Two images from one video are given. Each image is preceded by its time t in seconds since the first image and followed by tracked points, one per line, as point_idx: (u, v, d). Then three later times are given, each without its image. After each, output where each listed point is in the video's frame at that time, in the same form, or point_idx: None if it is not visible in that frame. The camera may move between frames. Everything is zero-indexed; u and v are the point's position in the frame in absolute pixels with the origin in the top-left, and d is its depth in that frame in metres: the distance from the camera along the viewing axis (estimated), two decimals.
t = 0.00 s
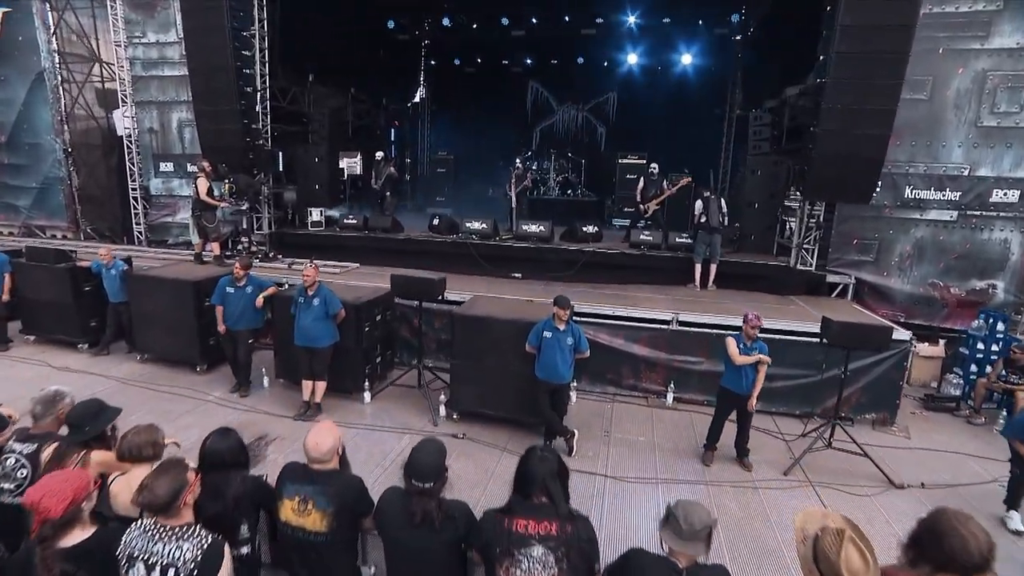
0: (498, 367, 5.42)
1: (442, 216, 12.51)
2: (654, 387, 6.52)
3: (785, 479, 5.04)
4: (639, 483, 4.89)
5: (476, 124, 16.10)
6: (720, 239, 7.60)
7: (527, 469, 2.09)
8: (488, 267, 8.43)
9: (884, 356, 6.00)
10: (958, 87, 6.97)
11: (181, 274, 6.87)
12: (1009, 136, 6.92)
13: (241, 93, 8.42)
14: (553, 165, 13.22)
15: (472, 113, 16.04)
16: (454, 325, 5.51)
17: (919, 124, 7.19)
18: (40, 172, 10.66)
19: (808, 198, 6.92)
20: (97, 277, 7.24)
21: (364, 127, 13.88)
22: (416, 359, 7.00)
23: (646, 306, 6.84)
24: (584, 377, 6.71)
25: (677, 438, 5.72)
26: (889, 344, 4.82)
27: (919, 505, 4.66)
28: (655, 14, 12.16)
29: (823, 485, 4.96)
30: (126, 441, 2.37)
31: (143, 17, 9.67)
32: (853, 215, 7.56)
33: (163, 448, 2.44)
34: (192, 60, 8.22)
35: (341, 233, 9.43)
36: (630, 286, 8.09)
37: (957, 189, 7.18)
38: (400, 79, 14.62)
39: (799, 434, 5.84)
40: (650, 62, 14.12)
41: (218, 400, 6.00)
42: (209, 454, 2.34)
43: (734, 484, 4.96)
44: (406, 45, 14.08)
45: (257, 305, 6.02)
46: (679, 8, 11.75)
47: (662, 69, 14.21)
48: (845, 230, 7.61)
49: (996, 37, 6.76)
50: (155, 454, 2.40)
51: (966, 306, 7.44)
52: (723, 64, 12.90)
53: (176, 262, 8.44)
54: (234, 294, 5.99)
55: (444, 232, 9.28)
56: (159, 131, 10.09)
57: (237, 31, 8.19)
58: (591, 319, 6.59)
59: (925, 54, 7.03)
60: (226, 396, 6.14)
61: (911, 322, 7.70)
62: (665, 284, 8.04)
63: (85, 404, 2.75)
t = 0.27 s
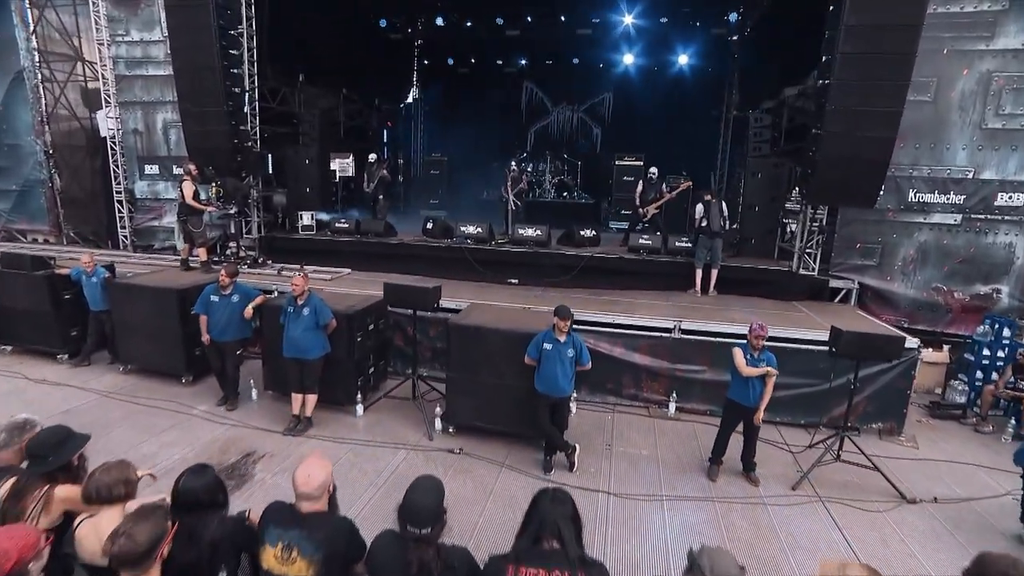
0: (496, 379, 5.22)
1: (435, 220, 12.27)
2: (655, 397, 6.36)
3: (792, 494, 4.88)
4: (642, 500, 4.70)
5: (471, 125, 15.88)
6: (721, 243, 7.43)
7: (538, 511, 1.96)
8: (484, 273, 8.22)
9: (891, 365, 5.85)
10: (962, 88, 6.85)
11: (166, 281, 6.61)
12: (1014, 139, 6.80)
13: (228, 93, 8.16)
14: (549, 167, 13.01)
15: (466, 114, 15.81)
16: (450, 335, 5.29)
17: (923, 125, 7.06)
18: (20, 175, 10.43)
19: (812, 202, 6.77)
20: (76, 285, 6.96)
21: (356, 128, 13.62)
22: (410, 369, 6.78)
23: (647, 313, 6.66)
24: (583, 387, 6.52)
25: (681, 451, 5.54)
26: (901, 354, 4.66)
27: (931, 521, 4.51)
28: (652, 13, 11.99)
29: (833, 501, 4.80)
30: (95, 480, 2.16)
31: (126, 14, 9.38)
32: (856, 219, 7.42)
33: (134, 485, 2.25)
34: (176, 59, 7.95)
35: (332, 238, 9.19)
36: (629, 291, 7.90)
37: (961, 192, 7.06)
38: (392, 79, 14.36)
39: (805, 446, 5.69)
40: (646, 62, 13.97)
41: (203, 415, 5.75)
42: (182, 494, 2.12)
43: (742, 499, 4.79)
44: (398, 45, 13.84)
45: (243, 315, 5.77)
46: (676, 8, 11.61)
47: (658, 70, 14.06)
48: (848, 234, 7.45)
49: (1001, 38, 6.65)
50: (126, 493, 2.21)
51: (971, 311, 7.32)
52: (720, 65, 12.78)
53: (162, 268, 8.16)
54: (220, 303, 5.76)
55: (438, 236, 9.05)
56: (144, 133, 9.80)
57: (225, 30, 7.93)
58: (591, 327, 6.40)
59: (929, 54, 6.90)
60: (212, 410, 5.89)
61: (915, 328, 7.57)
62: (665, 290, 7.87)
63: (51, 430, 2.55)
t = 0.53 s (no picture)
0: (493, 396, 5.00)
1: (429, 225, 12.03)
2: (656, 410, 6.16)
3: (802, 514, 4.68)
4: (646, 522, 4.49)
5: (465, 127, 15.65)
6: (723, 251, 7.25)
7: None
8: (479, 280, 7.98)
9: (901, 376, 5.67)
10: (968, 92, 6.72)
11: (148, 292, 6.31)
12: (1021, 144, 6.68)
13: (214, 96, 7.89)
14: (544, 171, 12.84)
15: (460, 116, 15.57)
16: (444, 350, 5.06)
17: (929, 130, 6.92)
18: None
19: (816, 208, 6.60)
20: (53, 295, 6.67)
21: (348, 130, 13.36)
22: (403, 382, 6.54)
23: (648, 323, 6.46)
24: (582, 400, 6.30)
25: (685, 468, 5.34)
26: (915, 369, 4.46)
27: (947, 542, 4.33)
28: (650, 14, 11.75)
29: (845, 521, 4.60)
30: (58, 539, 1.98)
31: (108, 13, 9.08)
32: (859, 225, 7.25)
33: (98, 549, 2.07)
34: (159, 61, 7.66)
35: (322, 244, 8.93)
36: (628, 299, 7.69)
37: (967, 198, 6.92)
38: (384, 81, 14.11)
39: (812, 461, 5.50)
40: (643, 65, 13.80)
41: (186, 433, 5.47)
42: (144, 554, 1.89)
43: (750, 521, 4.58)
44: (391, 47, 13.58)
45: (229, 329, 5.50)
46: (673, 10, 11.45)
47: (655, 72, 13.90)
48: (852, 240, 7.29)
49: (1008, 41, 6.52)
50: (89, 556, 2.04)
51: (976, 318, 7.17)
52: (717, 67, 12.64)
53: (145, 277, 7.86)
54: (205, 317, 5.48)
55: (432, 243, 8.81)
56: (127, 135, 9.50)
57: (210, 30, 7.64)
58: (590, 339, 6.19)
59: (935, 58, 6.76)
60: (195, 427, 5.62)
61: (919, 336, 7.42)
62: (665, 298, 7.67)
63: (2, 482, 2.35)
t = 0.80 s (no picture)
0: (489, 415, 4.79)
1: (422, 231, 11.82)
2: (657, 425, 5.98)
3: (812, 537, 4.49)
4: (650, 549, 4.28)
5: (458, 131, 15.46)
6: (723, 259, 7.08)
7: None
8: (474, 290, 7.77)
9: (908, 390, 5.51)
10: (972, 98, 6.62)
11: (129, 306, 6.03)
12: None
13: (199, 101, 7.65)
14: (539, 176, 12.68)
15: (453, 120, 15.39)
16: (439, 368, 4.84)
17: (932, 137, 6.80)
18: None
19: (819, 217, 6.45)
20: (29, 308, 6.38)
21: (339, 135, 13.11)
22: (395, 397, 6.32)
23: (648, 335, 6.27)
24: (581, 416, 6.10)
25: (689, 488, 5.15)
26: (928, 387, 4.29)
27: (964, 566, 4.16)
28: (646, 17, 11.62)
29: (856, 545, 4.42)
30: None
31: (89, 14, 8.80)
32: (862, 233, 7.11)
33: None
34: (142, 64, 7.40)
35: (312, 253, 8.68)
36: (626, 309, 7.50)
37: (971, 206, 6.81)
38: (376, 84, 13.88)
39: (818, 479, 5.33)
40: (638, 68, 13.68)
41: (166, 455, 5.19)
42: None
43: (759, 545, 4.39)
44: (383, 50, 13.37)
45: (212, 345, 5.27)
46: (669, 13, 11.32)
47: (650, 76, 13.78)
48: (854, 249, 7.15)
49: (1012, 47, 6.43)
50: None
51: (980, 327, 7.05)
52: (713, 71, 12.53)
53: (126, 288, 7.56)
54: (185, 333, 5.24)
55: (425, 251, 8.60)
56: (110, 140, 9.22)
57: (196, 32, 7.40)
58: (589, 352, 5.99)
59: (938, 63, 6.66)
60: (176, 448, 5.35)
61: (923, 345, 7.28)
62: (664, 308, 7.50)
63: None
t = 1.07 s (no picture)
0: (484, 437, 4.56)
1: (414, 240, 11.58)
2: (657, 443, 5.80)
3: (822, 564, 4.30)
4: None
5: (450, 136, 15.24)
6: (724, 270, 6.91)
7: None
8: (467, 302, 7.55)
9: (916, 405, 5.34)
10: (974, 106, 6.51)
11: (105, 322, 5.75)
12: None
13: (183, 106, 7.38)
14: (533, 183, 12.48)
15: (446, 125, 15.18)
16: (431, 389, 4.61)
17: (934, 145, 6.68)
18: None
19: (821, 227, 6.29)
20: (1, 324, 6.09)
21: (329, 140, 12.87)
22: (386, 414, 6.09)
23: (648, 349, 6.07)
24: (579, 433, 5.90)
25: (692, 511, 4.94)
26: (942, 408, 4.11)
27: None
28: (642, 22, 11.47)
29: (868, 572, 4.23)
30: None
31: (68, 16, 8.52)
32: (864, 243, 6.97)
33: None
34: (121, 68, 7.12)
35: (300, 263, 8.42)
36: (623, 321, 7.30)
37: (974, 215, 6.68)
38: (367, 89, 13.68)
39: (825, 499, 5.15)
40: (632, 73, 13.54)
41: (143, 481, 4.90)
42: None
43: (767, 573, 4.19)
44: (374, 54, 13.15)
45: (189, 364, 5.01)
46: (665, 17, 11.18)
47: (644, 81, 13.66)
48: (856, 259, 7.00)
49: (1015, 53, 6.32)
50: None
51: (984, 338, 6.92)
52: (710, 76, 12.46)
53: (105, 302, 7.26)
54: (160, 350, 4.99)
55: (417, 261, 8.37)
56: (91, 146, 8.92)
57: (179, 35, 7.14)
58: (587, 368, 5.80)
59: (940, 70, 6.53)
60: (154, 472, 5.08)
61: (926, 357, 7.14)
62: (663, 320, 7.32)
63: None
